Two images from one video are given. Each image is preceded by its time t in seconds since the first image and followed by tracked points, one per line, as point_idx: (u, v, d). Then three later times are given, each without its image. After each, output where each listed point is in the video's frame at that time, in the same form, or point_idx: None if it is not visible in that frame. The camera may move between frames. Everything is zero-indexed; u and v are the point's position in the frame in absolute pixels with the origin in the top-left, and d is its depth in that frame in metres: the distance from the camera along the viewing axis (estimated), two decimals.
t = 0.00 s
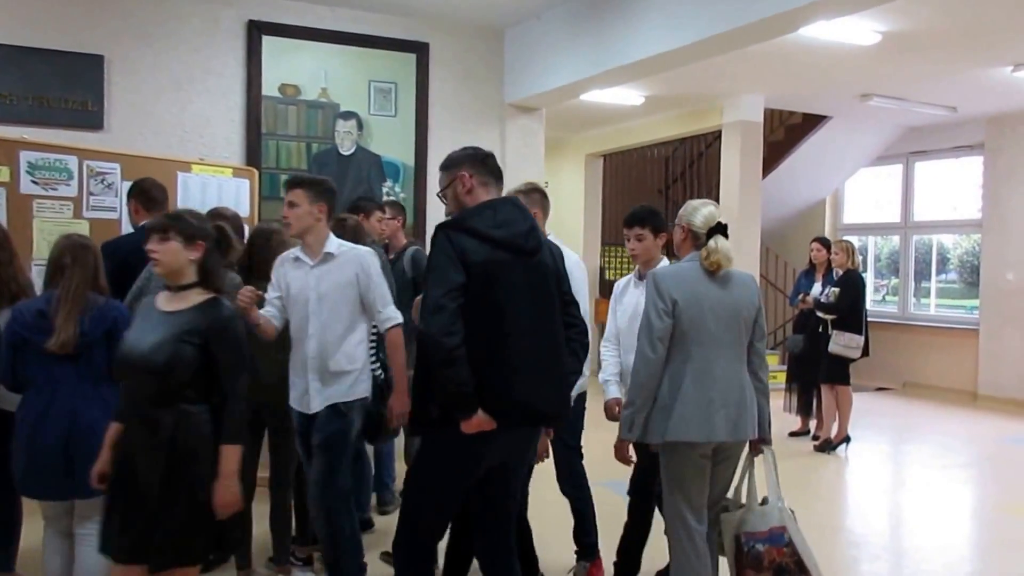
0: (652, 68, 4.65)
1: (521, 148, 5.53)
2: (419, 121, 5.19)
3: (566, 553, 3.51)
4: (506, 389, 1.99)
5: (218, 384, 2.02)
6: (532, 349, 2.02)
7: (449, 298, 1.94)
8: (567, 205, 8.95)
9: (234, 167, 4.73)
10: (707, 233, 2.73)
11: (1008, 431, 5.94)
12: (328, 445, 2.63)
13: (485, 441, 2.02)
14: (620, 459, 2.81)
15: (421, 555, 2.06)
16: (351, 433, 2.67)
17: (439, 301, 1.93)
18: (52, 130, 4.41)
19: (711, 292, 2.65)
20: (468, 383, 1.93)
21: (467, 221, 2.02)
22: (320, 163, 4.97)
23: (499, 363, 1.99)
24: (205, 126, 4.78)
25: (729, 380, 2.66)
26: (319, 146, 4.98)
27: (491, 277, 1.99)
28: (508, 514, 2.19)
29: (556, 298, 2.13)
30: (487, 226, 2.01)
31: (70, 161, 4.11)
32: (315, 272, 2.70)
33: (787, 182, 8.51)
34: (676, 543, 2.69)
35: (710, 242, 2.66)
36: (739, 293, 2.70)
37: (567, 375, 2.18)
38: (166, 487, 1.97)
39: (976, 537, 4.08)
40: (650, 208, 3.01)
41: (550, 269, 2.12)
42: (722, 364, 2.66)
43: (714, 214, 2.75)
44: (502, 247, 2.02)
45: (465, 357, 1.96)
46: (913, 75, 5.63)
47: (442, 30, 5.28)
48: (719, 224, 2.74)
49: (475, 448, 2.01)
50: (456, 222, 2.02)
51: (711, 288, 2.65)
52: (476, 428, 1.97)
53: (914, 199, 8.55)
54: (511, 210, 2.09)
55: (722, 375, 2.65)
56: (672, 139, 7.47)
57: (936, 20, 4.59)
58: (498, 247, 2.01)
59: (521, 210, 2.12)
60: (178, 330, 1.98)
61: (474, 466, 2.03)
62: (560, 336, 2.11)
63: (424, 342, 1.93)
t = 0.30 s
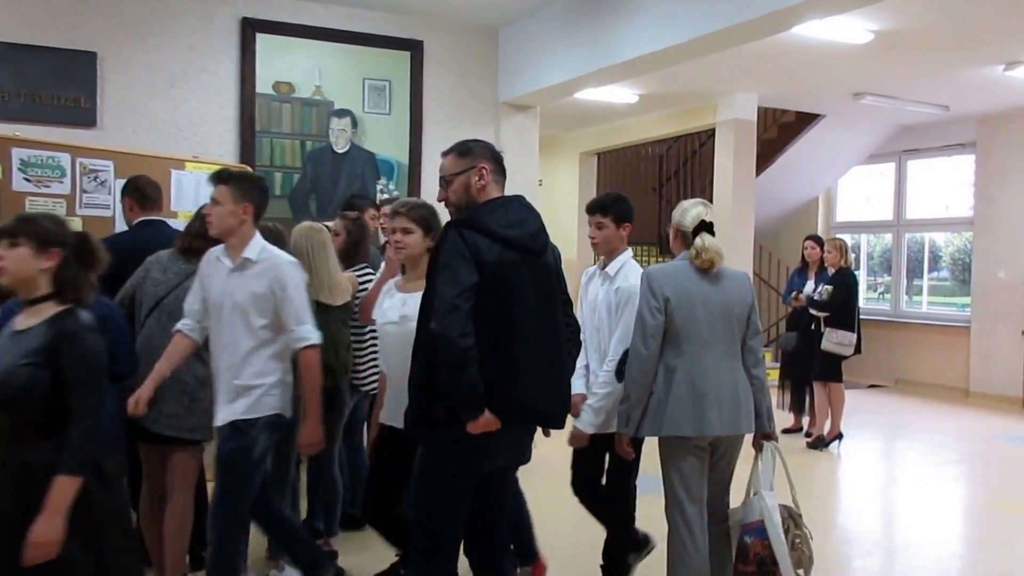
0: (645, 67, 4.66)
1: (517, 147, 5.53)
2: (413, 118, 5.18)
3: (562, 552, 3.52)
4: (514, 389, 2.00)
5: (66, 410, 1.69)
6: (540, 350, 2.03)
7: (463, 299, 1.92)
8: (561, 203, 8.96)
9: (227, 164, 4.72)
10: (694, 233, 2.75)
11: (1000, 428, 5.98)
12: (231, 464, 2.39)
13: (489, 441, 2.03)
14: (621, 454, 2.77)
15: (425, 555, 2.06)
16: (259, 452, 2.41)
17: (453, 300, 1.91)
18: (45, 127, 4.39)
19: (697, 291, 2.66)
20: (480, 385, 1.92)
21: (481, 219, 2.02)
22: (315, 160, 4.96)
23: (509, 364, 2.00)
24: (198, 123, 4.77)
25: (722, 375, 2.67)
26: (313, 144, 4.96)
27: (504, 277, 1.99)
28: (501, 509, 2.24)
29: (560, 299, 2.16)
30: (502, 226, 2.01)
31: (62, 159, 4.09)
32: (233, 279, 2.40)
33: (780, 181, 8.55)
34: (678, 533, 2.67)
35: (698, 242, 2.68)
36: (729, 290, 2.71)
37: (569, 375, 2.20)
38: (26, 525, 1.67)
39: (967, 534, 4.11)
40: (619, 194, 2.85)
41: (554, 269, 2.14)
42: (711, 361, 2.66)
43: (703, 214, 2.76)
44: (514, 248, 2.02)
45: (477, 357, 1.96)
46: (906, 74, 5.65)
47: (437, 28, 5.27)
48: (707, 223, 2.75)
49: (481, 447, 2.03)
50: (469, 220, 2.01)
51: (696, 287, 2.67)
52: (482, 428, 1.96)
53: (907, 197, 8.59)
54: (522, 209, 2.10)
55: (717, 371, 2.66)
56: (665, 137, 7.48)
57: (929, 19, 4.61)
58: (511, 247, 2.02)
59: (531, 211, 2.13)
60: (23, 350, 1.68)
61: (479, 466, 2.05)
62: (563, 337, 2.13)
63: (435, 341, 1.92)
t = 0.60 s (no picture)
0: (626, 65, 4.66)
1: (498, 145, 5.54)
2: (395, 116, 5.18)
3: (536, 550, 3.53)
4: (489, 389, 2.00)
5: None
6: (517, 351, 2.04)
7: (439, 300, 1.90)
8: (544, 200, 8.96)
9: (209, 161, 4.71)
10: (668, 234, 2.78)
11: (976, 425, 6.02)
12: (145, 477, 2.18)
13: (466, 443, 2.02)
14: (628, 448, 2.78)
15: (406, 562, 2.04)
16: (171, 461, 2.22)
17: (431, 301, 1.89)
18: (25, 124, 4.38)
19: (687, 286, 2.69)
20: (456, 388, 1.92)
21: (455, 217, 2.01)
22: (296, 158, 4.95)
23: (485, 365, 2.00)
24: (180, 120, 4.76)
25: (709, 370, 2.68)
26: (295, 141, 4.96)
27: (478, 277, 1.99)
28: (474, 513, 2.24)
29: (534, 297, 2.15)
30: (476, 224, 2.00)
31: (43, 156, 4.09)
32: (117, 270, 2.19)
33: (762, 178, 8.57)
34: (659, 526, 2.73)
35: (666, 244, 2.71)
36: (712, 286, 2.72)
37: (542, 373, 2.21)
38: None
39: (946, 530, 4.14)
40: (558, 190, 2.73)
41: (527, 267, 2.14)
42: (702, 353, 2.68)
43: (682, 218, 2.77)
44: (487, 246, 2.02)
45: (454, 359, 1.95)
46: (886, 72, 5.68)
47: (418, 25, 5.27)
48: (682, 228, 2.76)
49: (457, 450, 2.02)
50: (443, 218, 2.00)
51: (687, 283, 2.70)
52: (458, 431, 1.95)
53: (887, 196, 8.63)
54: (494, 206, 2.10)
55: (703, 366, 2.67)
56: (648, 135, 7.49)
57: (909, 18, 4.63)
58: (485, 245, 2.01)
59: (503, 209, 2.13)
60: None
61: (456, 469, 2.03)
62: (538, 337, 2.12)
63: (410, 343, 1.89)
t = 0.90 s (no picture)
0: (597, 65, 4.69)
1: (469, 144, 5.56)
2: (366, 114, 5.19)
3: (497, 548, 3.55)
4: (433, 392, 1.89)
5: None
6: (462, 351, 1.91)
7: (369, 302, 1.80)
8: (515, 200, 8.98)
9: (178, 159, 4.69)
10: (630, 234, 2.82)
11: (940, 423, 6.08)
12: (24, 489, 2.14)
13: (418, 448, 1.92)
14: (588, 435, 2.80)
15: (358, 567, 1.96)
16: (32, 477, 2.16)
17: (357, 304, 1.79)
18: None
19: (652, 282, 2.72)
20: (394, 394, 1.81)
21: (387, 215, 1.89)
22: (267, 156, 4.95)
23: (429, 367, 1.88)
24: (150, 118, 4.74)
25: (670, 361, 2.69)
26: (265, 139, 4.96)
27: (415, 275, 1.86)
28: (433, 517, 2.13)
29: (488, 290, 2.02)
30: (409, 221, 1.88)
31: (10, 152, 4.07)
32: None
33: (734, 177, 8.62)
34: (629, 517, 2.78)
35: (632, 243, 2.75)
36: (674, 281, 2.74)
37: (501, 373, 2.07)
38: None
39: (910, 527, 4.18)
40: (490, 185, 2.74)
41: (478, 260, 1.99)
42: (662, 344, 2.70)
43: (642, 218, 2.81)
44: (425, 243, 1.89)
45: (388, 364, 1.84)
46: (853, 73, 5.73)
47: (389, 24, 5.28)
48: (642, 227, 2.80)
49: (405, 456, 1.91)
50: (375, 217, 1.88)
51: (652, 279, 2.73)
52: (403, 433, 1.86)
53: (855, 195, 8.69)
54: (433, 199, 1.97)
55: (664, 357, 2.69)
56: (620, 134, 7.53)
57: (875, 19, 4.67)
58: (420, 242, 1.88)
59: (446, 199, 1.99)
60: None
61: (406, 474, 1.93)
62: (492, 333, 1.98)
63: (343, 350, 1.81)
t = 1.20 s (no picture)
0: (559, 67, 4.76)
1: (434, 145, 5.63)
2: (331, 114, 5.23)
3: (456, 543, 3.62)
4: (371, 390, 1.93)
5: None
6: (399, 347, 1.95)
7: (295, 303, 1.85)
8: (480, 199, 9.04)
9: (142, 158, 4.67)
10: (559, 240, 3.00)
11: (891, 418, 6.26)
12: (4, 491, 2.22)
13: (365, 446, 1.96)
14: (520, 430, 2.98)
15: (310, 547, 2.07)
16: None
17: (284, 305, 1.84)
18: None
19: (581, 287, 2.92)
20: (330, 393, 1.86)
21: (318, 215, 1.94)
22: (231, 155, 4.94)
23: (367, 366, 1.93)
24: (113, 116, 4.73)
25: (599, 360, 2.90)
26: (229, 138, 4.94)
27: (345, 273, 1.91)
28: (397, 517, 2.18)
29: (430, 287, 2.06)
30: (336, 218, 1.93)
31: None
32: None
33: (696, 177, 8.76)
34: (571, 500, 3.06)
35: (561, 249, 2.94)
36: (603, 287, 2.94)
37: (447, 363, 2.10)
38: None
39: (864, 518, 4.30)
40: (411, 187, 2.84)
41: (419, 256, 2.03)
42: (591, 347, 2.91)
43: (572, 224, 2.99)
44: (356, 242, 1.93)
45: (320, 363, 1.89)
46: (809, 77, 5.87)
47: (354, 24, 5.32)
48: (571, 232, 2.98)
49: (352, 457, 1.95)
50: (305, 217, 1.94)
51: (580, 284, 2.93)
52: (343, 436, 1.92)
53: (812, 195, 8.86)
54: (368, 198, 2.01)
55: (593, 356, 2.90)
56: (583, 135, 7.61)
57: (829, 24, 4.79)
58: (350, 241, 1.93)
59: (382, 197, 2.03)
60: None
61: (355, 472, 1.97)
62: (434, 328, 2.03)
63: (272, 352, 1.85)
